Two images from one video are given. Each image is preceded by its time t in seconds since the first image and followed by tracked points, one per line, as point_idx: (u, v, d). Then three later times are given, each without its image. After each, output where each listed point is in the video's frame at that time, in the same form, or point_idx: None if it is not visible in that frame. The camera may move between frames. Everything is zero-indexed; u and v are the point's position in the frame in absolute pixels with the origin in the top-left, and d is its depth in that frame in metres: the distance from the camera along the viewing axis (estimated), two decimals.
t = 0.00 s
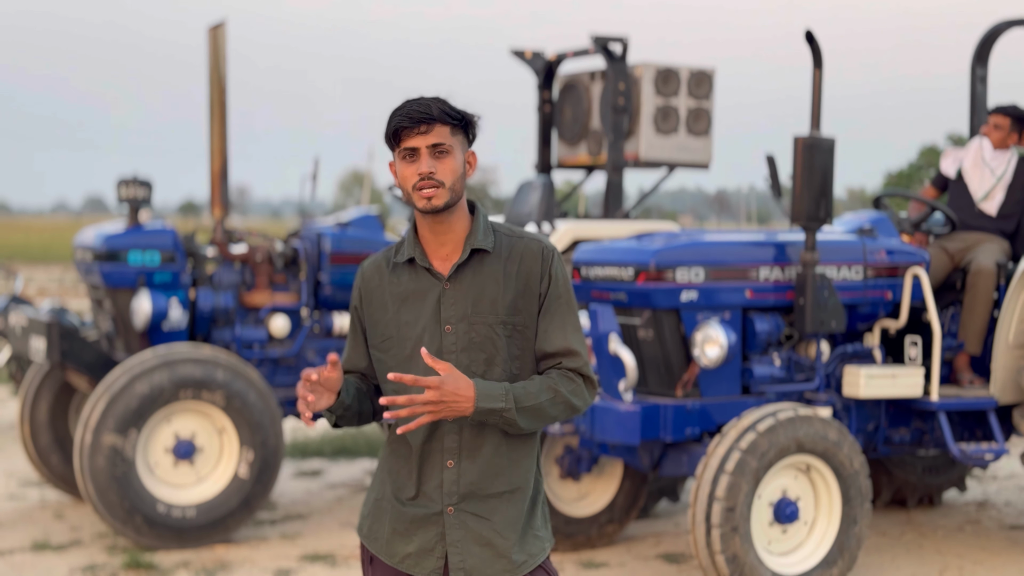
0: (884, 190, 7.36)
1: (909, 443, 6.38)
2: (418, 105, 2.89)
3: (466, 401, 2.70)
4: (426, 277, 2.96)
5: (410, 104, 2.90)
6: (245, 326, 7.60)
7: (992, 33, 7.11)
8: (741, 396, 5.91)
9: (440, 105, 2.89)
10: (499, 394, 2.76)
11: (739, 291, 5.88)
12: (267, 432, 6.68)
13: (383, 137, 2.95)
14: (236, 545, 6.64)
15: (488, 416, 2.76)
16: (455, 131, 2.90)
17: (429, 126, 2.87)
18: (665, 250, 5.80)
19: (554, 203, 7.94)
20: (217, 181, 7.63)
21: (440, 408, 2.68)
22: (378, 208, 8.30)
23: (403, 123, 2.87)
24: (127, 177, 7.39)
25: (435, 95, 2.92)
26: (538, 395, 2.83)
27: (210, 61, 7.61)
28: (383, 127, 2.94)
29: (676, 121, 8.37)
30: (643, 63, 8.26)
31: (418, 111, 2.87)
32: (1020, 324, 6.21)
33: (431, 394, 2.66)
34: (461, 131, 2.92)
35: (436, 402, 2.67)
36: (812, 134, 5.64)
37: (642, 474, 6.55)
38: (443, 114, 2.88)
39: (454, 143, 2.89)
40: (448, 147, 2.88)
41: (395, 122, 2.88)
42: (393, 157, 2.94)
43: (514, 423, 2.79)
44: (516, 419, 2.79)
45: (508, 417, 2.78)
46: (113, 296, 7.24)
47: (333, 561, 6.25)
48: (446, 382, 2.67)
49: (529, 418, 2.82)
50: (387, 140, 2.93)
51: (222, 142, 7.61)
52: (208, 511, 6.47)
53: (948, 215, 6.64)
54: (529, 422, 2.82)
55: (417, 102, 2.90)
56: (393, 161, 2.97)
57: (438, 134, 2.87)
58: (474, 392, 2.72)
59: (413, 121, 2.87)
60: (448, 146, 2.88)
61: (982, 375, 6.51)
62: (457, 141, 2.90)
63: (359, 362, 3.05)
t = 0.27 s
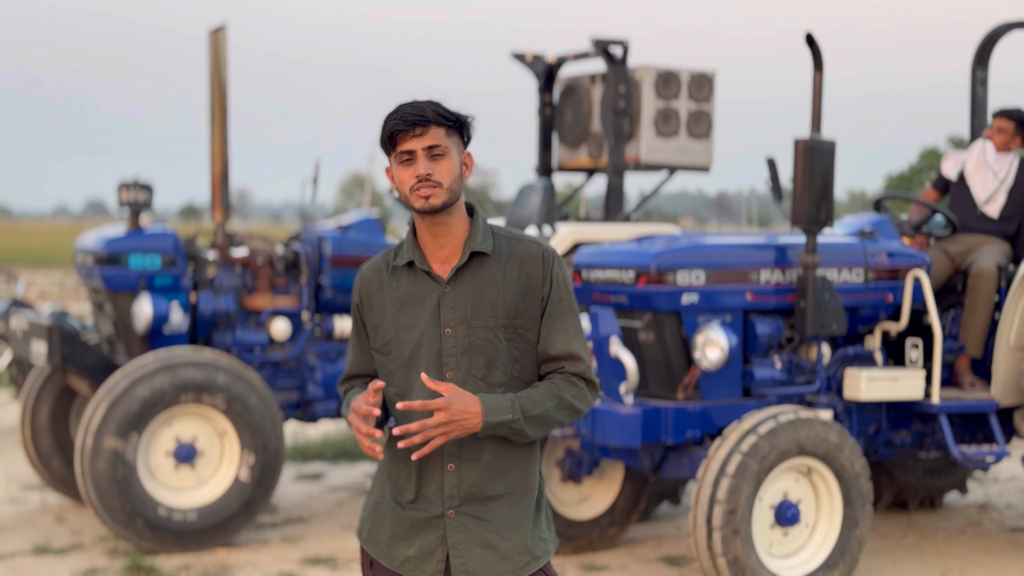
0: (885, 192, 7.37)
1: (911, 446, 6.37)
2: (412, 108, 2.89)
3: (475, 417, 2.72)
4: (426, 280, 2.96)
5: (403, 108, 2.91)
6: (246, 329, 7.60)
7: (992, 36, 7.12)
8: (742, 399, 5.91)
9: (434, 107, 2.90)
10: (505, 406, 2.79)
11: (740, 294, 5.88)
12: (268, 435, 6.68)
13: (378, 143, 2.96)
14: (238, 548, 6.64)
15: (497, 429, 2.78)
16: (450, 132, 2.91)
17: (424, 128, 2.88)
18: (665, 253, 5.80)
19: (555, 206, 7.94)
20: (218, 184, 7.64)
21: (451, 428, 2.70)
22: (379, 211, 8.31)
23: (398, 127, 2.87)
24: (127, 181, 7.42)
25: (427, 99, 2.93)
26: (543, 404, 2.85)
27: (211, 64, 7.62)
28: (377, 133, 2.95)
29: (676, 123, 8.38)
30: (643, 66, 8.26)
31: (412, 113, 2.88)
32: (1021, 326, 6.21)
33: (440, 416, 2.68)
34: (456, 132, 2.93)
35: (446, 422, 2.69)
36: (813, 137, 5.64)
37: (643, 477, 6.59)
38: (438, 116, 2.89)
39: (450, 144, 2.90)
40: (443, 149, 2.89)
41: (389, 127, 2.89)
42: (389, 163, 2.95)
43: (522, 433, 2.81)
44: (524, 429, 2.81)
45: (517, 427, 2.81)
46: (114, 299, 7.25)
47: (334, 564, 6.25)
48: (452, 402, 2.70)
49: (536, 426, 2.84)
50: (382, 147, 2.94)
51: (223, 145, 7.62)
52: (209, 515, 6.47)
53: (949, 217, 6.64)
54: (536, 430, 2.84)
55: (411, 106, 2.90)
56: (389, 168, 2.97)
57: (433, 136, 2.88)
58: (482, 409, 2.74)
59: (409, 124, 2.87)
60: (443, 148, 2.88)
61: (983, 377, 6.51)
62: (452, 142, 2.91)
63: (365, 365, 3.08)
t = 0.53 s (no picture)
0: (885, 194, 7.37)
1: (912, 448, 6.37)
2: (412, 111, 2.90)
3: (488, 415, 2.76)
4: (429, 281, 2.96)
5: (404, 111, 2.91)
6: (247, 332, 7.60)
7: (992, 38, 7.12)
8: (743, 401, 5.92)
9: (434, 109, 2.90)
10: (517, 404, 2.81)
11: (741, 296, 5.88)
12: (269, 438, 6.68)
13: (379, 147, 2.96)
14: (239, 551, 6.64)
15: (510, 427, 2.80)
16: (451, 133, 2.91)
17: (425, 130, 2.88)
18: (666, 255, 5.81)
19: (555, 209, 7.94)
20: (219, 187, 7.64)
21: (465, 427, 2.74)
22: (380, 214, 8.31)
23: (399, 130, 2.88)
24: (128, 185, 7.42)
25: (427, 101, 2.93)
26: (551, 402, 2.87)
27: (211, 67, 7.63)
28: (378, 137, 2.95)
29: (677, 126, 8.38)
30: (644, 68, 8.27)
31: (413, 116, 2.88)
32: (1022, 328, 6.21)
33: (453, 415, 2.72)
34: (457, 134, 2.93)
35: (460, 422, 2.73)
36: (813, 139, 5.65)
37: (644, 479, 6.61)
38: (438, 118, 2.89)
39: (451, 145, 2.90)
40: (445, 150, 2.89)
41: (390, 130, 2.90)
42: (391, 166, 2.95)
43: (534, 429, 2.83)
44: (536, 426, 2.83)
45: (529, 424, 2.82)
46: (115, 302, 7.25)
47: (335, 567, 6.26)
48: (463, 403, 2.74)
49: (547, 423, 2.86)
50: (384, 150, 2.94)
51: (224, 148, 7.62)
52: (210, 518, 6.48)
53: (949, 219, 6.65)
54: (548, 426, 2.86)
55: (411, 108, 2.91)
56: (391, 171, 2.98)
57: (434, 138, 2.88)
58: (494, 408, 2.78)
59: (410, 126, 2.88)
60: (445, 149, 2.89)
61: (984, 379, 6.51)
62: (453, 144, 2.91)
63: (361, 368, 3.06)
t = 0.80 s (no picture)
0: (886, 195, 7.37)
1: (912, 449, 6.36)
2: (421, 114, 2.89)
3: (497, 415, 2.76)
4: (432, 282, 2.97)
5: (413, 113, 2.90)
6: (248, 335, 7.61)
7: (993, 39, 7.12)
8: (743, 403, 5.92)
9: (443, 113, 2.90)
10: (525, 404, 2.81)
11: (741, 298, 5.89)
12: (270, 440, 6.68)
13: (387, 147, 2.96)
14: (240, 553, 6.64)
15: (518, 429, 2.80)
16: (459, 138, 2.91)
17: (433, 134, 2.88)
18: (667, 257, 5.81)
19: (556, 211, 7.94)
20: (219, 190, 7.64)
21: (475, 428, 2.74)
22: (380, 216, 8.32)
23: (407, 133, 2.88)
24: (129, 188, 7.41)
25: (437, 103, 2.92)
26: (554, 405, 2.86)
27: (212, 70, 7.64)
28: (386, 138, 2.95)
29: (678, 128, 8.39)
30: (644, 70, 8.27)
31: (422, 119, 2.88)
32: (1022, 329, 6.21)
33: (463, 414, 2.72)
34: (466, 138, 2.93)
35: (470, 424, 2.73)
36: (814, 141, 5.65)
37: (645, 481, 6.59)
38: (447, 122, 2.88)
39: (459, 150, 2.90)
40: (452, 155, 2.89)
41: (399, 132, 2.89)
42: (398, 167, 2.95)
43: (540, 432, 2.83)
44: (543, 428, 2.83)
45: (535, 426, 2.83)
46: (116, 305, 7.26)
47: (336, 569, 6.26)
48: (472, 403, 2.74)
49: (554, 426, 2.86)
50: (391, 151, 2.94)
51: (224, 151, 7.63)
52: (211, 520, 6.48)
53: (950, 221, 6.65)
54: (554, 430, 2.86)
55: (421, 111, 2.90)
56: (398, 172, 2.98)
57: (442, 143, 2.88)
58: (504, 409, 2.78)
59: (418, 130, 2.87)
60: (452, 154, 2.89)
61: (985, 380, 6.51)
62: (461, 148, 2.91)
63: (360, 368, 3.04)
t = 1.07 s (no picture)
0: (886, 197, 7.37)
1: (913, 450, 6.36)
2: (430, 114, 2.90)
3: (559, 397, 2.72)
4: (434, 283, 2.97)
5: (422, 114, 2.91)
6: (248, 336, 7.61)
7: (993, 40, 7.13)
8: (744, 404, 5.93)
9: (453, 115, 2.91)
10: (570, 393, 2.78)
11: (742, 299, 5.89)
12: (271, 442, 6.68)
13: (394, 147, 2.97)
14: (241, 556, 6.64)
15: (561, 414, 2.76)
16: (467, 140, 2.91)
17: (441, 136, 2.89)
18: (667, 258, 5.80)
19: (557, 212, 7.94)
20: (220, 192, 7.64)
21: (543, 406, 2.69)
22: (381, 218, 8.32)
23: (416, 132, 2.88)
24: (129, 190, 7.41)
25: (447, 105, 2.93)
26: (583, 399, 2.83)
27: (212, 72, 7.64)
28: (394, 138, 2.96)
29: (678, 129, 8.39)
30: (645, 71, 8.27)
31: (430, 120, 2.89)
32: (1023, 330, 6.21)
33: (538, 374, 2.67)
34: (474, 141, 2.94)
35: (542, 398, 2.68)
36: (814, 141, 5.65)
37: (646, 482, 6.59)
38: (455, 124, 2.89)
39: (466, 153, 2.91)
40: (458, 157, 2.89)
41: (407, 132, 2.90)
42: (405, 167, 2.96)
43: (574, 424, 2.80)
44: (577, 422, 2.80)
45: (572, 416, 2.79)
46: (117, 307, 7.26)
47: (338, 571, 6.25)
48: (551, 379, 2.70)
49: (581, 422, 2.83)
50: (399, 151, 2.95)
51: (225, 153, 7.63)
52: (213, 522, 6.48)
53: (950, 222, 6.65)
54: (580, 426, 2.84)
55: (431, 111, 2.91)
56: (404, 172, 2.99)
57: (449, 144, 2.89)
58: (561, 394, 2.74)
59: (426, 130, 2.88)
60: (459, 156, 2.89)
61: (986, 381, 6.51)
62: (468, 151, 2.91)
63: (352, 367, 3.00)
